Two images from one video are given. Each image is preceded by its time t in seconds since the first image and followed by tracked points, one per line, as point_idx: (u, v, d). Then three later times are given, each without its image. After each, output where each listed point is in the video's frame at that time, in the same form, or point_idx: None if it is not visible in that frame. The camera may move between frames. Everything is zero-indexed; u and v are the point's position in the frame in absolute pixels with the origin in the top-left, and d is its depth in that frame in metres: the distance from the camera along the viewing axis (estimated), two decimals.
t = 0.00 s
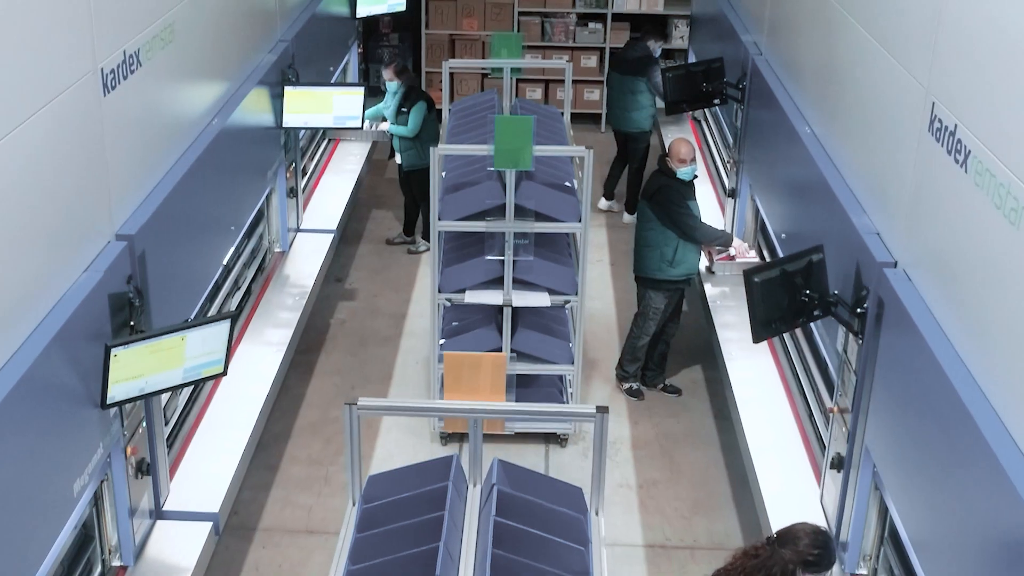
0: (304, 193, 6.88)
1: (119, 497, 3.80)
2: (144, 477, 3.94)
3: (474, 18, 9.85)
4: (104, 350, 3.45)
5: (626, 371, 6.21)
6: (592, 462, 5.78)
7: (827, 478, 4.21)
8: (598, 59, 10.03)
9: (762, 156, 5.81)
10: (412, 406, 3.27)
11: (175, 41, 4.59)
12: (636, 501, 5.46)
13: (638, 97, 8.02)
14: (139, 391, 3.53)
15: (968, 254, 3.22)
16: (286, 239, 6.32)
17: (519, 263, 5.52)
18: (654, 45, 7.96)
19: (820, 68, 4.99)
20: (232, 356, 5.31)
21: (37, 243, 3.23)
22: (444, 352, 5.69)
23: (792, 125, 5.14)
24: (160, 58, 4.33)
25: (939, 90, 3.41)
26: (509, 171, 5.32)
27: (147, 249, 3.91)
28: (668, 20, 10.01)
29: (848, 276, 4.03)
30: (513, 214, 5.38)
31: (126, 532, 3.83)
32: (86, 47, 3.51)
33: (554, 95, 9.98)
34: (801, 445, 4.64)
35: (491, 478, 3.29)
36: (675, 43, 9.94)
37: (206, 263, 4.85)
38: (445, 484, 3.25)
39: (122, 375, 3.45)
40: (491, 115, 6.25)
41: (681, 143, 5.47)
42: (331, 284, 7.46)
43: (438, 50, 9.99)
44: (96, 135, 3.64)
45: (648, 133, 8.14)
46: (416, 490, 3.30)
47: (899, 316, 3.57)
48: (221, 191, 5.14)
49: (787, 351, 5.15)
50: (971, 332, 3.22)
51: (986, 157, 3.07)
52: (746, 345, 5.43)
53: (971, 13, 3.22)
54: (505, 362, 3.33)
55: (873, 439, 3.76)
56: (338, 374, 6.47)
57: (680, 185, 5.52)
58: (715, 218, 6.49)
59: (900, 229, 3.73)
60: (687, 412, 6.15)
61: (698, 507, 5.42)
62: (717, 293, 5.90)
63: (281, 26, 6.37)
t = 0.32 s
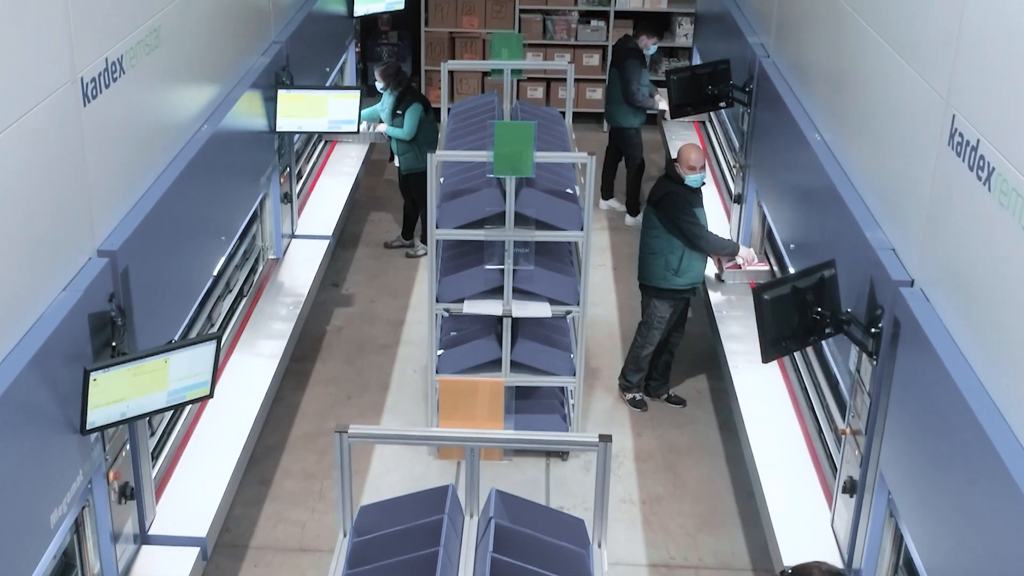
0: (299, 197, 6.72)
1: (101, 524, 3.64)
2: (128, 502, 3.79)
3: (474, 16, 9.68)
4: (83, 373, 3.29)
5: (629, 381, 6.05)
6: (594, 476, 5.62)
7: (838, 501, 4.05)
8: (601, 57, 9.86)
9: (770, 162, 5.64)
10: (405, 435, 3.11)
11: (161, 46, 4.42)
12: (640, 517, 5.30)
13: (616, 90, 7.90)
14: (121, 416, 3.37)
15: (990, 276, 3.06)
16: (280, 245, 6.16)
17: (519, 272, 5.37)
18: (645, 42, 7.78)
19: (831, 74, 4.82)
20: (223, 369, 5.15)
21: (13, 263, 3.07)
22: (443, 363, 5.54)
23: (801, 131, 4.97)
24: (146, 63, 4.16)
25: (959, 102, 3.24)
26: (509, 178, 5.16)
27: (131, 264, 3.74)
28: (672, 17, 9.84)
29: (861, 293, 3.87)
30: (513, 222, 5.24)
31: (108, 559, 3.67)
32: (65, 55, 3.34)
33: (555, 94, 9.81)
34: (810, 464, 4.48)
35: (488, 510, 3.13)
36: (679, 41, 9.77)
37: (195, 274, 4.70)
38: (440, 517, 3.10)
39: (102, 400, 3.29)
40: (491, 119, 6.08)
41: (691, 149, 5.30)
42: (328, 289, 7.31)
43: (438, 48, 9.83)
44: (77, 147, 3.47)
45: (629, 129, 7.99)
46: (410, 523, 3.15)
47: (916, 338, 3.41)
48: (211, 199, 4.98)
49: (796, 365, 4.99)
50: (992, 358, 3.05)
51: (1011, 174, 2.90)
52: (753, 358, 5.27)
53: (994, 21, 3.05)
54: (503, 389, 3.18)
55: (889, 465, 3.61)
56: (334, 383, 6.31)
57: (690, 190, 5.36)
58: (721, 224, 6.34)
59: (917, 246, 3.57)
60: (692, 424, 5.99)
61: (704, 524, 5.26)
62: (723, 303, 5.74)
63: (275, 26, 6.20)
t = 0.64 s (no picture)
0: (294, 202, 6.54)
1: (81, 553, 3.48)
2: (110, 528, 3.63)
3: (474, 13, 9.50)
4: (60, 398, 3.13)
5: (633, 392, 5.89)
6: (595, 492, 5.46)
7: (851, 527, 3.90)
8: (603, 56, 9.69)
9: (779, 168, 5.47)
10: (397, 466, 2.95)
11: (147, 50, 4.26)
12: (643, 534, 5.15)
13: (614, 85, 7.71)
14: (102, 442, 3.21)
15: (1014, 300, 2.89)
16: (274, 252, 5.99)
17: (519, 282, 5.21)
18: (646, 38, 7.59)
19: (844, 79, 4.65)
20: (214, 382, 5.00)
21: None
22: (441, 375, 5.38)
23: (812, 138, 4.81)
24: (130, 70, 4.00)
25: (982, 116, 3.08)
26: (509, 185, 5.00)
27: (113, 281, 3.58)
28: (676, 15, 9.67)
29: (875, 311, 3.71)
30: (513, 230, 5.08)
31: None
32: (42, 64, 3.17)
33: (557, 93, 9.64)
34: (821, 486, 4.33)
35: (486, 545, 2.99)
36: (684, 38, 9.60)
37: (183, 286, 4.54)
38: (436, 552, 2.95)
39: (80, 427, 3.13)
40: (490, 123, 5.92)
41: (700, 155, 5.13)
42: (324, 295, 7.15)
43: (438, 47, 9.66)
44: (55, 160, 3.30)
45: (620, 126, 7.78)
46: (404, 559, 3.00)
47: (934, 362, 3.24)
48: (201, 207, 4.82)
49: (805, 381, 4.83)
50: (1015, 386, 2.89)
51: None
52: (760, 371, 5.11)
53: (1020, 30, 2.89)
54: (501, 417, 3.03)
55: (904, 493, 3.45)
56: (330, 394, 6.16)
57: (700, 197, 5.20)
58: (727, 231, 6.18)
59: (935, 265, 3.41)
60: (696, 437, 5.84)
61: (709, 542, 5.11)
62: (729, 313, 5.58)
63: (269, 27, 6.03)
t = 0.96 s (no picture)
0: (289, 207, 6.38)
1: None
2: (90, 558, 3.48)
3: (475, 10, 9.36)
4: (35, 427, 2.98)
5: (636, 403, 5.73)
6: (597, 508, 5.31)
7: (863, 555, 3.74)
8: (606, 54, 9.53)
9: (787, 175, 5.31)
10: (388, 502, 2.80)
11: (132, 56, 4.10)
12: (647, 553, 4.99)
13: (626, 87, 7.49)
14: (79, 472, 3.05)
15: None
16: (267, 260, 5.83)
17: (519, 293, 5.05)
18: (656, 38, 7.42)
19: (856, 86, 4.49)
20: (204, 397, 4.85)
21: None
22: (438, 388, 5.22)
23: (822, 146, 4.65)
24: (114, 79, 3.84)
25: (1007, 132, 2.92)
26: (509, 194, 4.84)
27: (93, 300, 3.42)
28: (680, 12, 9.50)
29: (890, 331, 3.55)
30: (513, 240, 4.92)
31: None
32: (15, 75, 3.01)
33: (559, 91, 9.47)
34: (833, 511, 4.17)
35: None
36: (688, 37, 9.43)
37: (169, 301, 4.38)
38: None
39: (55, 457, 2.98)
40: (489, 127, 5.77)
41: (713, 166, 4.98)
42: (320, 300, 7.00)
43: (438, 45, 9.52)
44: (31, 175, 3.14)
45: (620, 125, 7.60)
46: None
47: (953, 389, 3.08)
48: (189, 217, 4.67)
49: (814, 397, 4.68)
50: None
51: None
52: (768, 386, 4.95)
53: None
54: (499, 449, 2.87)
55: (921, 524, 3.29)
56: (325, 404, 6.01)
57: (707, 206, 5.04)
58: (734, 237, 6.03)
59: (954, 286, 3.25)
60: (701, 450, 5.68)
61: (715, 561, 4.95)
62: (735, 324, 5.42)
63: (262, 28, 5.87)
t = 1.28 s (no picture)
0: (284, 213, 6.22)
1: None
2: None
3: (475, 8, 9.20)
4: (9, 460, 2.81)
5: (646, 428, 5.49)
6: (599, 526, 5.15)
7: None
8: (610, 52, 9.36)
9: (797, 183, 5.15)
10: (377, 542, 2.64)
11: (115, 64, 3.94)
12: (650, 574, 4.83)
13: (623, 86, 7.34)
14: (54, 507, 2.88)
15: None
16: (261, 269, 5.67)
17: (520, 305, 4.89)
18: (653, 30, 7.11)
19: (871, 94, 4.33)
20: (193, 413, 4.69)
21: None
22: (436, 403, 5.06)
23: (833, 156, 4.49)
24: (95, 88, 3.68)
25: None
26: (509, 203, 4.69)
27: (72, 322, 3.27)
28: (685, 10, 9.33)
29: (908, 354, 3.39)
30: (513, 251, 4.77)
31: None
32: None
33: (561, 91, 9.30)
34: (845, 536, 4.01)
35: None
36: (693, 35, 9.25)
37: (156, 316, 4.23)
38: None
39: (29, 493, 2.80)
40: (489, 131, 5.63)
41: (723, 180, 4.76)
42: (316, 307, 6.84)
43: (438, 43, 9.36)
44: (3, 193, 2.98)
45: (623, 127, 7.43)
46: None
47: (974, 421, 2.92)
48: (177, 228, 4.51)
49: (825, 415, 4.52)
50: None
51: None
52: (776, 403, 4.79)
53: None
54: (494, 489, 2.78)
55: (939, 561, 3.13)
56: (321, 416, 5.85)
57: (704, 220, 4.85)
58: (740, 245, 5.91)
59: (977, 310, 3.09)
60: (707, 464, 5.53)
61: None
62: (742, 336, 5.26)
63: (256, 30, 5.71)
